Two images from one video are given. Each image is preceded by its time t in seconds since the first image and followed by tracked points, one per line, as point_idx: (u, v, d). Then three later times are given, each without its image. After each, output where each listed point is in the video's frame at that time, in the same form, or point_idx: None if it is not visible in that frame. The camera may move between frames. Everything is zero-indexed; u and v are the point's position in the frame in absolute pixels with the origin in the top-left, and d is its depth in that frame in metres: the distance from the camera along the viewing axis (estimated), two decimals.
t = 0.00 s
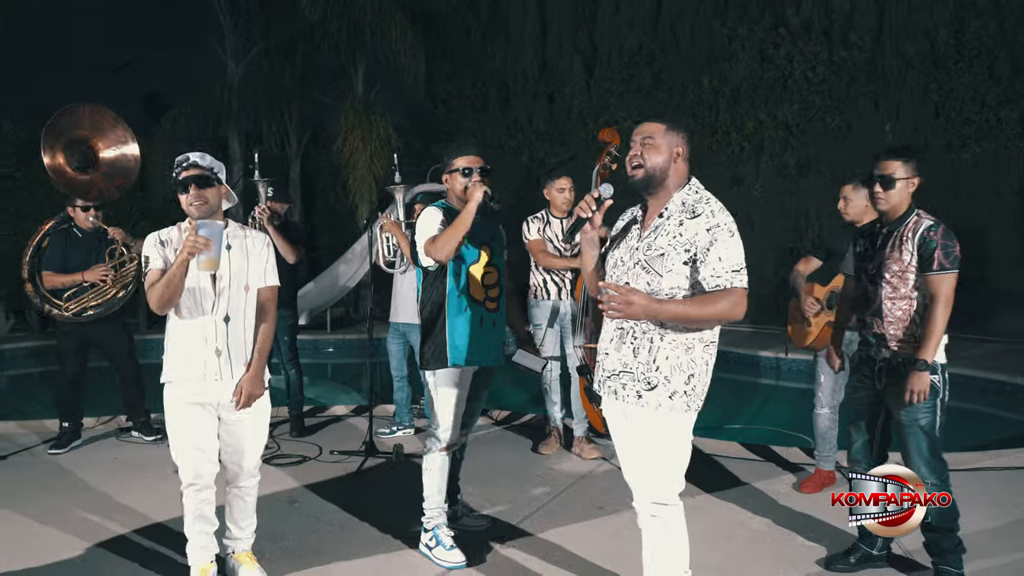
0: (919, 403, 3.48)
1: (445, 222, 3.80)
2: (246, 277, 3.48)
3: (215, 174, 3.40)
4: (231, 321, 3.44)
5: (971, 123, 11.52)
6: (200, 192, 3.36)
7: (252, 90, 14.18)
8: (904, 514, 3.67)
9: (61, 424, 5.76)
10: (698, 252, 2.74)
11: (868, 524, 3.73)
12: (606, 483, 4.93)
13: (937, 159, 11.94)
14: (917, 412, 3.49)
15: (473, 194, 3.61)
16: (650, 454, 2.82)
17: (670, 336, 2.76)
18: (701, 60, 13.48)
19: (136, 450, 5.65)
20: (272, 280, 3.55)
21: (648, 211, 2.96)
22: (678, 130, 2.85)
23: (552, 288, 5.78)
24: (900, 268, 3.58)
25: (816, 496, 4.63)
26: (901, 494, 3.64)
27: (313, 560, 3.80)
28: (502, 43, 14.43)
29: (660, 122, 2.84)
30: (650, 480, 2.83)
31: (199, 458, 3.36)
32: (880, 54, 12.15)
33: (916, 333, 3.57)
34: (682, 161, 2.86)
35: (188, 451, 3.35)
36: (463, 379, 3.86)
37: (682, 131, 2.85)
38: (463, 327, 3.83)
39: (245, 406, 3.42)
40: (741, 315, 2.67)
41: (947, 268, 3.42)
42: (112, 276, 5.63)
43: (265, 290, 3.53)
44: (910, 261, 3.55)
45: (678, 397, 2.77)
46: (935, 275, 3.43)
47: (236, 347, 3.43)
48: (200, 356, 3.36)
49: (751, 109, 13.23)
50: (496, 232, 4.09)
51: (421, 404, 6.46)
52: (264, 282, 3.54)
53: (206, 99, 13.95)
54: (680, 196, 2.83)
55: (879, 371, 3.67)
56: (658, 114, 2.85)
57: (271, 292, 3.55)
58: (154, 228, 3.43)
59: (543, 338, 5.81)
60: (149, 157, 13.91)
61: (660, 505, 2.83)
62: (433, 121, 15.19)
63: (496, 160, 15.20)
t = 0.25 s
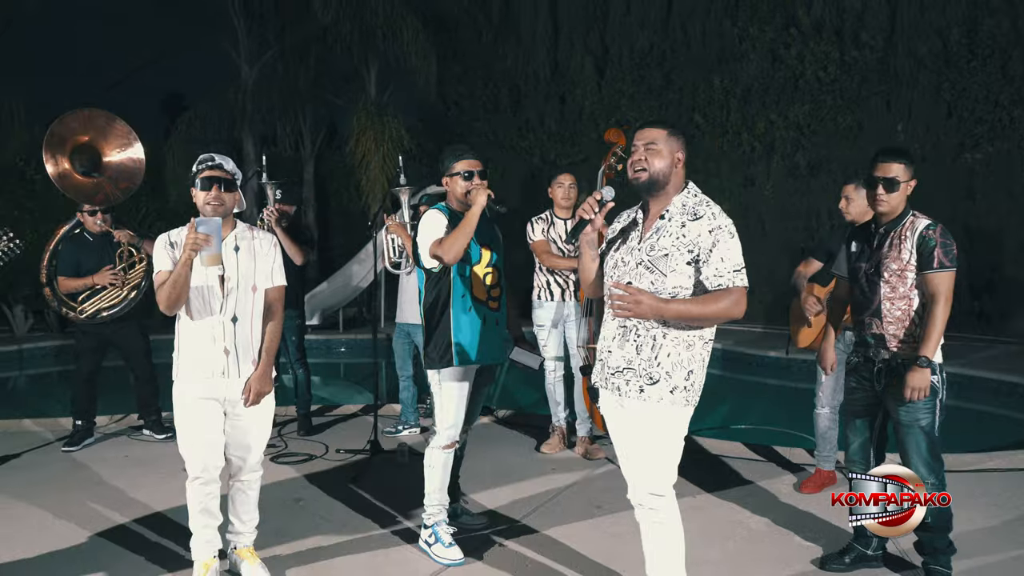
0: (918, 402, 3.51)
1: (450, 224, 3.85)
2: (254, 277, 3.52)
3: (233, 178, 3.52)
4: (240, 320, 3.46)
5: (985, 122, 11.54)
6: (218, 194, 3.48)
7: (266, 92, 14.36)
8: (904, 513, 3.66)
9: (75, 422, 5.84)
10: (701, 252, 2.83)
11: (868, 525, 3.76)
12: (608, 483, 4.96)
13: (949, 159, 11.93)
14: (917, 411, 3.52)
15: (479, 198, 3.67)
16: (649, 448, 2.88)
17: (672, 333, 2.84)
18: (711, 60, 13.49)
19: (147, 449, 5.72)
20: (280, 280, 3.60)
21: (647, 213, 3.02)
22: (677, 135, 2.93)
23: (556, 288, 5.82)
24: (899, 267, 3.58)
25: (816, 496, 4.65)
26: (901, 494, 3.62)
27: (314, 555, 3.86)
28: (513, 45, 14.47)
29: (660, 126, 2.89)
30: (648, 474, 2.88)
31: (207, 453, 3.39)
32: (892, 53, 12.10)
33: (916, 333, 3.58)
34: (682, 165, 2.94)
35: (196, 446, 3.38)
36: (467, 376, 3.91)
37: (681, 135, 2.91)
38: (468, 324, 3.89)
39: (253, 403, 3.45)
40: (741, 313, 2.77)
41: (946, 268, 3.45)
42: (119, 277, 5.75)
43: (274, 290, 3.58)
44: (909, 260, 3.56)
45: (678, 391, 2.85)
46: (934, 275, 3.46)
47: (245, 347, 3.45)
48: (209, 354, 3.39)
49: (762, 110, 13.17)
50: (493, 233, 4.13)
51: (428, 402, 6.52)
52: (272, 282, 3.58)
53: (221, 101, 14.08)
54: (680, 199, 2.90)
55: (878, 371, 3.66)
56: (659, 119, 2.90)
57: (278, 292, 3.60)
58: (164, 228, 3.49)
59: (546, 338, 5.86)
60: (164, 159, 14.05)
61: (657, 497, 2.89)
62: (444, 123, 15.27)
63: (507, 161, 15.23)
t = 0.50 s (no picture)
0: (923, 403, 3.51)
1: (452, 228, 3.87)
2: (257, 277, 3.58)
3: (245, 179, 3.59)
4: (241, 319, 3.52)
5: (1000, 121, 11.34)
6: (231, 194, 3.55)
7: (282, 93, 14.52)
8: (904, 513, 3.73)
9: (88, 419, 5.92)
10: (709, 253, 2.90)
11: (868, 524, 3.76)
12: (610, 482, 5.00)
13: (964, 157, 11.82)
14: (923, 412, 3.51)
15: (483, 208, 3.71)
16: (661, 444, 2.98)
17: (682, 331, 2.96)
18: (723, 59, 13.58)
19: (157, 445, 5.80)
20: (283, 279, 3.64)
21: (653, 215, 3.08)
22: (685, 136, 2.97)
23: (561, 288, 5.86)
24: (910, 267, 3.60)
25: (817, 495, 4.65)
26: (901, 494, 3.68)
27: (315, 551, 3.92)
28: (525, 45, 14.48)
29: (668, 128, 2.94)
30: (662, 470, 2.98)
31: (208, 447, 3.43)
32: (906, 52, 12.08)
33: (925, 333, 3.59)
34: (689, 166, 2.99)
35: (199, 441, 3.43)
36: (469, 375, 3.94)
37: (687, 137, 2.97)
38: (470, 323, 3.94)
39: (254, 400, 3.50)
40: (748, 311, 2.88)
41: (960, 267, 3.44)
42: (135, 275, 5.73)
43: (277, 289, 3.63)
44: (921, 260, 3.56)
45: (689, 387, 2.97)
46: (947, 275, 3.45)
47: (246, 345, 3.51)
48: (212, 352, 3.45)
49: (773, 110, 13.14)
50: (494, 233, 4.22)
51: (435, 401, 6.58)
52: (275, 281, 3.63)
53: (236, 101, 14.18)
54: (687, 200, 2.96)
55: (886, 371, 3.67)
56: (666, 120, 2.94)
57: (281, 291, 3.64)
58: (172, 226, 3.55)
59: (552, 338, 5.90)
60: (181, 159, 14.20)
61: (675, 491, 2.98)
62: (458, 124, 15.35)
63: (520, 160, 15.39)
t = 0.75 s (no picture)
0: (924, 403, 3.55)
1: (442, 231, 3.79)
2: (253, 276, 3.62)
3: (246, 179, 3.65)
4: (238, 317, 3.56)
5: (1013, 119, 11.22)
6: (234, 193, 3.62)
7: (296, 96, 14.66)
8: (904, 514, 3.69)
9: (96, 415, 6.00)
10: (723, 249, 2.93)
11: (868, 524, 3.74)
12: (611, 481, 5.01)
13: (977, 155, 11.66)
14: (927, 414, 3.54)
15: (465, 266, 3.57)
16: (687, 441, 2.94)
17: (701, 327, 2.96)
18: (734, 58, 13.54)
19: (163, 442, 5.86)
20: (280, 278, 3.71)
21: (662, 214, 3.08)
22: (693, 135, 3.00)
23: (565, 287, 5.88)
24: (920, 270, 3.57)
25: (814, 494, 4.63)
26: (901, 494, 3.63)
27: (311, 546, 3.96)
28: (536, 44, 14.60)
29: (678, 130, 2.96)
30: (690, 470, 2.93)
31: (207, 443, 3.47)
32: (917, 50, 11.98)
33: (933, 335, 3.57)
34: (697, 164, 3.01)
35: (197, 435, 3.46)
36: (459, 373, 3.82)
37: (696, 137, 2.99)
38: (466, 321, 3.84)
39: (251, 397, 3.54)
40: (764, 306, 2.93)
41: (969, 273, 3.43)
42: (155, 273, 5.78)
43: (275, 288, 3.69)
44: (931, 263, 3.54)
45: (712, 383, 2.97)
46: (958, 280, 3.44)
47: (243, 344, 3.56)
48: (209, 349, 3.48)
49: (785, 107, 13.17)
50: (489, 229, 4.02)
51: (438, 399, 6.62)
52: (272, 280, 3.69)
53: (249, 101, 14.30)
54: (698, 198, 2.99)
55: (891, 371, 3.65)
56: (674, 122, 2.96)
57: (278, 290, 3.71)
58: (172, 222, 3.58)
59: (554, 337, 5.90)
60: (194, 158, 14.32)
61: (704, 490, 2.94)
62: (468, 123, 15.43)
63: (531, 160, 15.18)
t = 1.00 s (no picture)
0: (923, 403, 3.37)
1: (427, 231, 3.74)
2: (247, 275, 3.68)
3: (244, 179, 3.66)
4: (231, 315, 3.63)
5: None
6: (230, 193, 3.62)
7: (307, 96, 14.75)
8: (904, 514, 3.50)
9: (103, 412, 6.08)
10: (745, 233, 2.97)
11: (868, 524, 3.65)
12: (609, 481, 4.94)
13: (988, 153, 11.59)
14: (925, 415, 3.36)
15: (444, 250, 3.54)
16: (714, 425, 2.97)
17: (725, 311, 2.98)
18: (743, 56, 13.55)
19: (168, 439, 5.94)
20: (274, 277, 3.76)
21: (675, 202, 3.04)
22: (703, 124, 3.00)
23: (569, 286, 5.89)
24: (923, 270, 3.35)
25: (811, 493, 4.62)
26: (902, 494, 3.43)
27: (304, 542, 4.00)
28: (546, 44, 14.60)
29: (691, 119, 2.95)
30: (709, 454, 2.97)
31: (200, 439, 3.53)
32: (928, 46, 12.05)
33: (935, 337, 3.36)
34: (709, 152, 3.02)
35: (192, 431, 3.52)
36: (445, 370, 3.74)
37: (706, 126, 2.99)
38: (446, 322, 3.73)
39: (243, 394, 3.60)
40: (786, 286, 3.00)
41: (974, 274, 3.23)
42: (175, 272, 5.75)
43: (269, 287, 3.74)
44: (934, 263, 3.33)
45: (735, 367, 3.00)
46: (963, 280, 3.24)
47: (236, 341, 3.61)
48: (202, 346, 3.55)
49: (794, 106, 13.18)
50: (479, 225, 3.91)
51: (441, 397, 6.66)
52: (266, 279, 3.74)
53: (261, 101, 14.43)
54: (713, 185, 3.00)
55: (890, 371, 3.45)
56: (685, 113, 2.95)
57: (272, 289, 3.75)
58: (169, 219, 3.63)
59: (557, 336, 5.93)
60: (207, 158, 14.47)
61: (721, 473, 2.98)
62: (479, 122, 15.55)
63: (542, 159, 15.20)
